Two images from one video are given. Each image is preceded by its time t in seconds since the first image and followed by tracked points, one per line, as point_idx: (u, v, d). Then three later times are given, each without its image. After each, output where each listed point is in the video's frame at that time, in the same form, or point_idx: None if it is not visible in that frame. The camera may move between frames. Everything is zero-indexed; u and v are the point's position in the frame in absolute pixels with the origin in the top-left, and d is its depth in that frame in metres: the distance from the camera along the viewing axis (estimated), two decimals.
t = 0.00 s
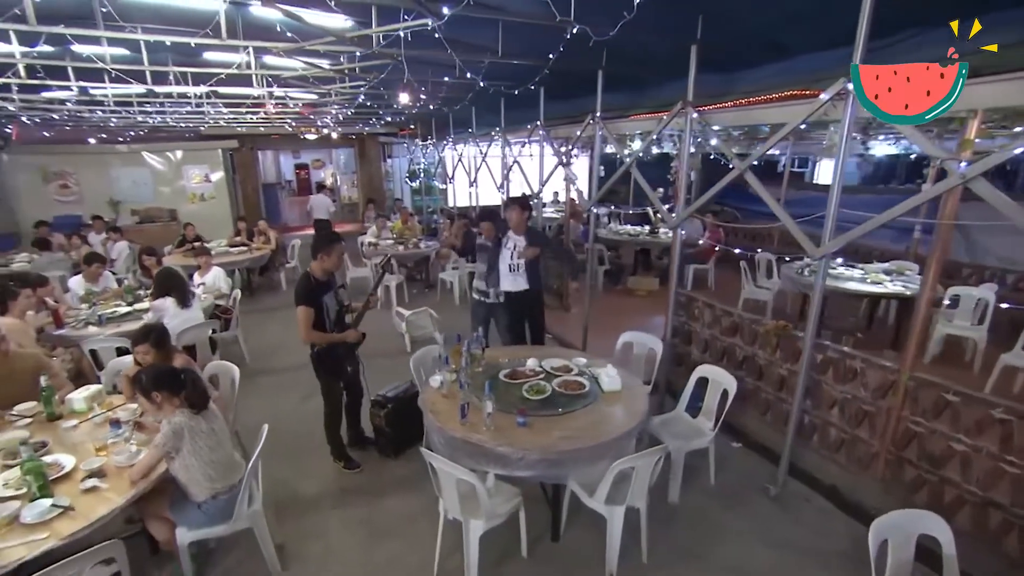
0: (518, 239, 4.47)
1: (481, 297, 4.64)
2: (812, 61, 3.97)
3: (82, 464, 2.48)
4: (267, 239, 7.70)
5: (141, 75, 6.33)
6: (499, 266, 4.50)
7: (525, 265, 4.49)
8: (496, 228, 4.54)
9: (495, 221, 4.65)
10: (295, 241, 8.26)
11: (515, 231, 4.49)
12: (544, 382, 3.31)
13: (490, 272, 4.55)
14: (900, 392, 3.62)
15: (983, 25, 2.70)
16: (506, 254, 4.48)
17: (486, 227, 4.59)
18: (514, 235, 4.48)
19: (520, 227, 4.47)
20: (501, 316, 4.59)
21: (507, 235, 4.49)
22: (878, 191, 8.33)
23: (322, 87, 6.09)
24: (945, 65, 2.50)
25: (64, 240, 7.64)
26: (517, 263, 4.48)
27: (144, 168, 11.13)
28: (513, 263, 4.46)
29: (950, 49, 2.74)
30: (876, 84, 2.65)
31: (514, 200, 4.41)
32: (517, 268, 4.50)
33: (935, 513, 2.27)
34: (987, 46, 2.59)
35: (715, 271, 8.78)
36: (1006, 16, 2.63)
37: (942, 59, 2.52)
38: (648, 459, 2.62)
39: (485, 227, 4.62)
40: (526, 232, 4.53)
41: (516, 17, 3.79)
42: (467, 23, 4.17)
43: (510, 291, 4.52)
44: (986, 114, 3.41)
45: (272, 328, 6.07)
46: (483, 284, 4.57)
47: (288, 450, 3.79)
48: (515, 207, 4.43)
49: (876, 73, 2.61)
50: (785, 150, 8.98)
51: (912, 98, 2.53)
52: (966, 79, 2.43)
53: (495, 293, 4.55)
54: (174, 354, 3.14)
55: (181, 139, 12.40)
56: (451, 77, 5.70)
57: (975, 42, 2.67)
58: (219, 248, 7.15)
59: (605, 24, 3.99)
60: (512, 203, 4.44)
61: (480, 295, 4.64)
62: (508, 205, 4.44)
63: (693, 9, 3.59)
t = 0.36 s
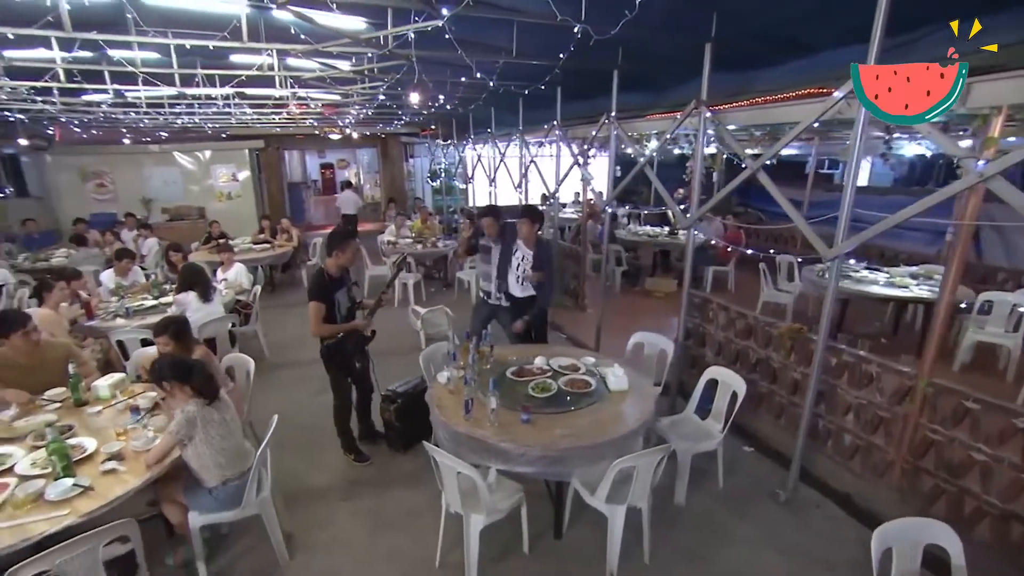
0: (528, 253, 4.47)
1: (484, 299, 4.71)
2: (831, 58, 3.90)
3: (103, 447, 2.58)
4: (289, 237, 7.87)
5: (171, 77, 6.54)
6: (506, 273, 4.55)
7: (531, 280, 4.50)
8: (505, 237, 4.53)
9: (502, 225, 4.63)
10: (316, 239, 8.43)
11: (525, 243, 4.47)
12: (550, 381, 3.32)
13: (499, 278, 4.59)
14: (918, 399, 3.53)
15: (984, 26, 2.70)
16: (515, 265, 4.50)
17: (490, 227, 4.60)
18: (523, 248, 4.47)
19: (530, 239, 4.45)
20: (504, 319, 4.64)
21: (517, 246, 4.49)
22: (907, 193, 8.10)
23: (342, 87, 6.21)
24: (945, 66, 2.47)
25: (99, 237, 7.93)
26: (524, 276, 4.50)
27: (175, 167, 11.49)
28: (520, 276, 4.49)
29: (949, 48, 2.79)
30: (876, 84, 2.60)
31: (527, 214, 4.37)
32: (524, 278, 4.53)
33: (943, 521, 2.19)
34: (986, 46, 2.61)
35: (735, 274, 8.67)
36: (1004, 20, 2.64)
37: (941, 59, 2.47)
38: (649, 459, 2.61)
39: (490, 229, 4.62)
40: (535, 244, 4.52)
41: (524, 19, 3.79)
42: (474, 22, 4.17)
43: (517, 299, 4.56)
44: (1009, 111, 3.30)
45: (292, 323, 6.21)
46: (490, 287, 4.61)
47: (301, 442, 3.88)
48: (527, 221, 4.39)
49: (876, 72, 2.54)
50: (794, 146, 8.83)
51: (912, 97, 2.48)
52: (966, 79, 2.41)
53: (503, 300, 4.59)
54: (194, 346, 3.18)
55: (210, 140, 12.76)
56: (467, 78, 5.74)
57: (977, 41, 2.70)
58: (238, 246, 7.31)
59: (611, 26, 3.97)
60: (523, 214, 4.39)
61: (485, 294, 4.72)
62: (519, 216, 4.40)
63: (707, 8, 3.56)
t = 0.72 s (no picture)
0: (516, 248, 4.53)
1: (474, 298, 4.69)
2: (851, 56, 3.82)
3: (123, 432, 2.69)
4: (311, 235, 8.03)
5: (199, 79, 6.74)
6: (494, 271, 4.59)
7: (523, 270, 4.60)
8: (485, 235, 4.56)
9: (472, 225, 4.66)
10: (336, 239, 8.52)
11: (509, 239, 4.55)
12: (556, 378, 3.35)
13: (486, 277, 4.61)
14: (935, 405, 3.45)
15: (983, 26, 2.78)
16: (503, 261, 4.55)
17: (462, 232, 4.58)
18: (507, 243, 4.53)
19: (512, 234, 4.52)
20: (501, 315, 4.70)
21: (498, 241, 4.54)
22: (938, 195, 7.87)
23: (363, 89, 6.33)
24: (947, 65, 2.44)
25: (130, 233, 8.22)
26: (515, 270, 4.58)
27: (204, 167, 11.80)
28: (511, 269, 4.55)
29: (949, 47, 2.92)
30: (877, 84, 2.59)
31: (502, 210, 4.43)
32: (515, 271, 4.59)
33: (946, 527, 2.14)
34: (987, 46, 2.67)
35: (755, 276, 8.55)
36: (1004, 20, 2.68)
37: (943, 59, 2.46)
38: (650, 458, 2.61)
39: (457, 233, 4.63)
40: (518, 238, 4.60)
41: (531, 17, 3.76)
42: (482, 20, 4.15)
43: (508, 295, 4.62)
44: None
45: (310, 320, 6.34)
46: (478, 288, 4.62)
47: (313, 435, 3.97)
48: (503, 217, 4.45)
49: (876, 72, 2.54)
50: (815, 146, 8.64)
51: (913, 97, 2.47)
52: (967, 78, 2.37)
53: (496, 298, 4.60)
54: (213, 338, 3.16)
55: (238, 140, 13.08)
56: (483, 78, 5.76)
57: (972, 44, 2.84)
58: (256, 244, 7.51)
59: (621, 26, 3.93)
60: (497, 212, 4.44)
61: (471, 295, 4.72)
62: (495, 216, 4.44)
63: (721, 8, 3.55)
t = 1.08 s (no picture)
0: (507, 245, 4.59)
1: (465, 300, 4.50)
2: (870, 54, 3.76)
3: (145, 417, 2.81)
4: (332, 233, 8.19)
5: (225, 81, 6.93)
6: (484, 271, 4.52)
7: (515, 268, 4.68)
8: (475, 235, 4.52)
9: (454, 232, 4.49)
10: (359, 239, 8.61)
11: (499, 239, 4.57)
12: (564, 376, 3.37)
13: (478, 278, 4.46)
14: (953, 412, 3.36)
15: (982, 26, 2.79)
16: (496, 259, 4.56)
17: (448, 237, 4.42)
18: (499, 241, 4.56)
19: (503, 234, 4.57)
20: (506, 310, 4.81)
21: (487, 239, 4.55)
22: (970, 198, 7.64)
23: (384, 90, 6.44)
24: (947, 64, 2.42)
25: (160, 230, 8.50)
26: (507, 268, 4.62)
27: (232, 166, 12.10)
28: (506, 266, 4.57)
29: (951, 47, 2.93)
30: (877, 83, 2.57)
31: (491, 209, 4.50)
32: (508, 269, 4.62)
33: (949, 533, 2.08)
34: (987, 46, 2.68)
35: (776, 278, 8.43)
36: (1004, 22, 2.69)
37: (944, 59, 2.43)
38: (653, 456, 2.61)
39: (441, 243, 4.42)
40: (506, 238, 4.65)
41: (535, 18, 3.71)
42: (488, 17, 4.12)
43: (501, 293, 4.63)
44: None
45: (329, 316, 6.48)
46: (473, 290, 4.44)
47: (326, 427, 4.06)
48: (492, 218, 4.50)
49: (876, 72, 2.53)
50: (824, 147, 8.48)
51: (913, 97, 2.46)
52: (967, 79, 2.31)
53: (490, 297, 4.52)
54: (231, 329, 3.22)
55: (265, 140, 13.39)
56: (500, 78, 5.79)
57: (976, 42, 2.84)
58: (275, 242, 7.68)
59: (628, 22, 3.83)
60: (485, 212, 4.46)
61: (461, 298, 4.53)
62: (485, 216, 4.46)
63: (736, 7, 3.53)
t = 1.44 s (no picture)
0: (500, 249, 4.50)
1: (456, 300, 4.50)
2: (894, 50, 3.67)
3: (167, 403, 2.92)
4: (354, 231, 8.34)
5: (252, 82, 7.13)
6: (476, 272, 4.48)
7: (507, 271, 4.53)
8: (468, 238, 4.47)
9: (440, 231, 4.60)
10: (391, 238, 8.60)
11: (493, 242, 4.50)
12: (572, 373, 3.39)
13: (470, 277, 4.44)
14: (973, 418, 3.26)
15: (984, 27, 2.83)
16: (486, 262, 4.46)
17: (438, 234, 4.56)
18: (491, 245, 4.47)
19: (496, 237, 4.45)
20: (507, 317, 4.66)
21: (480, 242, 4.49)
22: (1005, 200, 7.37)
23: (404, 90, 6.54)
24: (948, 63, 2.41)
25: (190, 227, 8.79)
26: (498, 270, 4.50)
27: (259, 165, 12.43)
28: (497, 268, 4.46)
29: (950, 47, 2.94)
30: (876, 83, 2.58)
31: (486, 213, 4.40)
32: (500, 272, 4.50)
33: (955, 538, 2.02)
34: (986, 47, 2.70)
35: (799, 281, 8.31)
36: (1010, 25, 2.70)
37: (946, 59, 2.42)
38: (656, 453, 2.62)
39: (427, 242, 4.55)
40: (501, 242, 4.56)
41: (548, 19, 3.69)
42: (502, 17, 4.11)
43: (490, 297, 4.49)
44: None
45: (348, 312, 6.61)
46: (465, 289, 4.44)
47: (341, 420, 4.15)
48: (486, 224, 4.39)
49: (876, 72, 2.54)
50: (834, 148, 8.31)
51: (913, 97, 2.47)
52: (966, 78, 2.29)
53: (480, 298, 4.44)
54: (251, 323, 3.31)
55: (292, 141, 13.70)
56: (518, 78, 5.84)
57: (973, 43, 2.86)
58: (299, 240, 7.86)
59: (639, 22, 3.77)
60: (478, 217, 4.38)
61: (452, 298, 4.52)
62: (479, 223, 4.38)
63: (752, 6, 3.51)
